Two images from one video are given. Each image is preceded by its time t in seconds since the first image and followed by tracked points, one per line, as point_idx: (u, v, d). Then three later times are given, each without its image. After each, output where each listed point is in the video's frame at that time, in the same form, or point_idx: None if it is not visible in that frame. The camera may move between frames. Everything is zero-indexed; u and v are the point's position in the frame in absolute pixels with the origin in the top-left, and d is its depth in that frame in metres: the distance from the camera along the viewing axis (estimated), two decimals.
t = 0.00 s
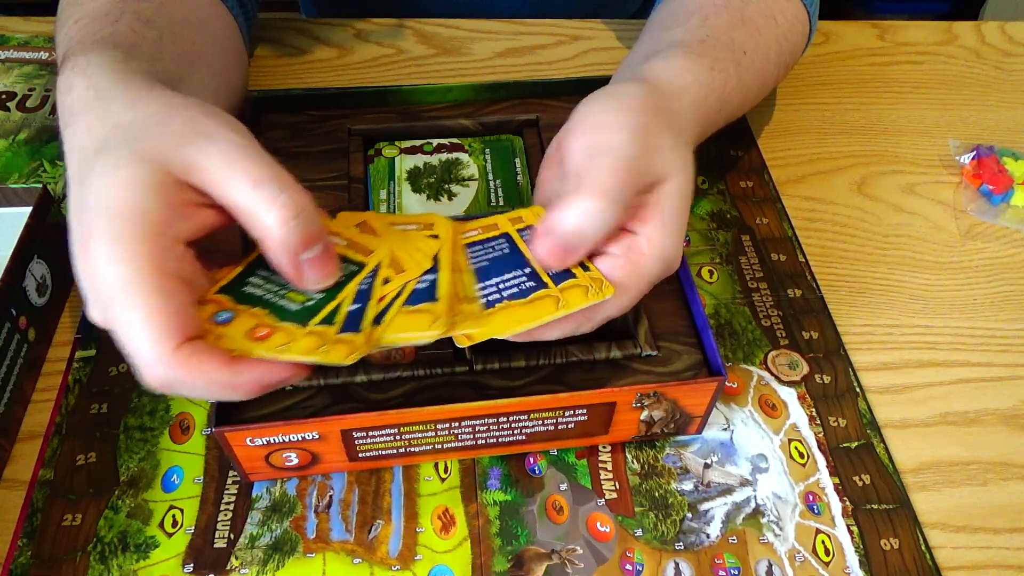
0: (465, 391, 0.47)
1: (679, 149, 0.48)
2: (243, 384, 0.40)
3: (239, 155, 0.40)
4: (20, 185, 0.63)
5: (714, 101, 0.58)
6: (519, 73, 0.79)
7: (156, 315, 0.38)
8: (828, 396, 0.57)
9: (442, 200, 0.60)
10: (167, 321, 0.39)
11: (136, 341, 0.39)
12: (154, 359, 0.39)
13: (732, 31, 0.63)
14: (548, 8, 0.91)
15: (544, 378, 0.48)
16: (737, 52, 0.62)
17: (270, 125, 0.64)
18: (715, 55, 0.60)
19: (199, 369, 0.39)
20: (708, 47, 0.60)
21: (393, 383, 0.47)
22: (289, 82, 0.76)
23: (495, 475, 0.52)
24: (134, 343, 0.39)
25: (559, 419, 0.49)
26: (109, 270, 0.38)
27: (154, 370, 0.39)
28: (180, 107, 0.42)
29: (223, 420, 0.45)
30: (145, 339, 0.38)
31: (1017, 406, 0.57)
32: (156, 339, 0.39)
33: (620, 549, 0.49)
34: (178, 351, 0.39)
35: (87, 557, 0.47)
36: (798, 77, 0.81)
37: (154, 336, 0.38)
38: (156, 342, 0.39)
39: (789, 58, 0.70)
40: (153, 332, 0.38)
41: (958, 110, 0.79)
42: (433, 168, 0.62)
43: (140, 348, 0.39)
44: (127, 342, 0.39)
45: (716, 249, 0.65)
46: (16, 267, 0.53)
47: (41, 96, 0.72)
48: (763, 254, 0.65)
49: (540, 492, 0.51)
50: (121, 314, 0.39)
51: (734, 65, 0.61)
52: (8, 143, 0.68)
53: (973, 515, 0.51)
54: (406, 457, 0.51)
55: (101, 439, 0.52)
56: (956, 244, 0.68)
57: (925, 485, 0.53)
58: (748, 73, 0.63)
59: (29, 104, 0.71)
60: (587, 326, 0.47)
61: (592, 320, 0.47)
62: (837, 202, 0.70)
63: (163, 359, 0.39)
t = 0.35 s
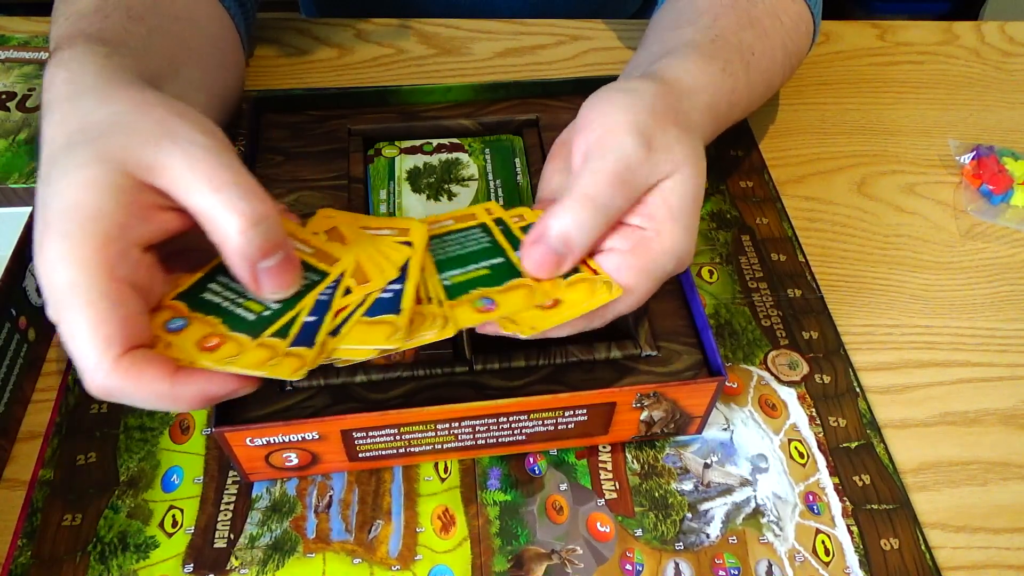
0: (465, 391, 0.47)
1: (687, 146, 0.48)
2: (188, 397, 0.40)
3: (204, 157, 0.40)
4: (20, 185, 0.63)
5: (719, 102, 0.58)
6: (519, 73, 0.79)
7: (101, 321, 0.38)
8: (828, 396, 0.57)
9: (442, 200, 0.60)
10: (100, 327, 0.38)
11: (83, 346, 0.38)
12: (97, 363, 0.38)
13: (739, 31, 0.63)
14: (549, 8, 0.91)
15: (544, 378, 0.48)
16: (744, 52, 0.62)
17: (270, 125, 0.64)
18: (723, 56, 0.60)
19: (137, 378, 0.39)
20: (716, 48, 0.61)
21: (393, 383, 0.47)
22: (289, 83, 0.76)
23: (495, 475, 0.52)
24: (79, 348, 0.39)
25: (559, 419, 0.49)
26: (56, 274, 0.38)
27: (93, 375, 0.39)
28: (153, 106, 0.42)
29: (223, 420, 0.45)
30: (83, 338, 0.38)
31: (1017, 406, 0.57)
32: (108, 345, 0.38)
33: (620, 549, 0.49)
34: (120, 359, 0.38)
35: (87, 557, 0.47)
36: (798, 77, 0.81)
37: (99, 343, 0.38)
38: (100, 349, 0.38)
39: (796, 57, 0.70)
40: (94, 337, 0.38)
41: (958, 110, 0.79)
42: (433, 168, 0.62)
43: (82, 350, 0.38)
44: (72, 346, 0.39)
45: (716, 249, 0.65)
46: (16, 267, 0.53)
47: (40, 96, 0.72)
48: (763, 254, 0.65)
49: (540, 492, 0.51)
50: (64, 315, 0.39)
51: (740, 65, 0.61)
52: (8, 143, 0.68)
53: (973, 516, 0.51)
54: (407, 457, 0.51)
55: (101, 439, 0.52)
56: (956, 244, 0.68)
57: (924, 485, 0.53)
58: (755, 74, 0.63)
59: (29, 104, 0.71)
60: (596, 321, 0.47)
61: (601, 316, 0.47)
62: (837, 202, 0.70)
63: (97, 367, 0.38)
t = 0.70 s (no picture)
0: (464, 391, 0.47)
1: (645, 124, 0.47)
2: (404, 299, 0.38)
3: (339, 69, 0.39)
4: (20, 185, 0.63)
5: (712, 90, 0.57)
6: (519, 73, 0.79)
7: (336, 224, 0.35)
8: (828, 396, 0.57)
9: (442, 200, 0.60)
10: (433, 228, 0.34)
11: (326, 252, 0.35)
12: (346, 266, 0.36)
13: (741, 20, 0.63)
14: (548, 9, 0.91)
15: (544, 378, 0.48)
16: (747, 39, 0.62)
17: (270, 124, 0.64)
18: (726, 41, 0.60)
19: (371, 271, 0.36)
20: (720, 33, 0.60)
21: (392, 383, 0.47)
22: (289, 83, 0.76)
23: (495, 475, 0.52)
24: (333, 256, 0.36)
25: (559, 419, 0.49)
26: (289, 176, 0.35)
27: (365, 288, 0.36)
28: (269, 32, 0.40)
29: (223, 420, 0.45)
30: (338, 257, 0.35)
31: (1017, 406, 0.57)
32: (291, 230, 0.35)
33: (620, 548, 0.49)
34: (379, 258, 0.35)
35: (87, 557, 0.47)
36: (798, 76, 0.81)
37: (349, 241, 0.35)
38: (349, 244, 0.35)
39: (792, 50, 0.70)
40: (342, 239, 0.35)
41: (958, 109, 0.79)
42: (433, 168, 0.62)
43: (352, 266, 0.35)
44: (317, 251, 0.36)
45: (716, 249, 0.65)
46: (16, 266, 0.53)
47: (41, 96, 0.73)
48: (762, 254, 0.65)
49: (540, 492, 0.51)
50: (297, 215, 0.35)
51: (740, 54, 0.61)
52: (8, 142, 0.68)
53: (972, 516, 0.51)
54: (406, 457, 0.51)
55: (101, 438, 0.52)
56: (956, 244, 0.68)
57: (924, 485, 0.53)
58: (756, 62, 0.63)
59: (29, 104, 0.72)
60: (554, 315, 0.45)
61: (560, 306, 0.45)
62: (837, 202, 0.70)
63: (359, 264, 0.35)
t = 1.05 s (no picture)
0: (464, 391, 0.47)
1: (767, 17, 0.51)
2: (495, 178, 0.31)
3: None
4: (20, 184, 0.63)
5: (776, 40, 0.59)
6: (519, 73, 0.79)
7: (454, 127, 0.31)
8: (828, 396, 0.56)
9: (442, 200, 0.60)
10: (632, 71, 0.28)
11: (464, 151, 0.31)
12: (551, 160, 0.29)
13: None
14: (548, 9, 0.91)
15: (544, 378, 0.48)
16: None
17: (270, 124, 0.65)
18: None
19: (617, 191, 0.29)
20: None
21: (392, 384, 0.47)
22: (289, 82, 0.76)
23: (495, 475, 0.52)
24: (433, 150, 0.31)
25: (559, 419, 0.49)
26: None
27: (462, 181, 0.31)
28: None
29: (223, 420, 0.45)
30: (531, 113, 0.28)
31: (1017, 405, 0.57)
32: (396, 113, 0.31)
33: (620, 549, 0.49)
34: (601, 162, 0.29)
35: (87, 557, 0.47)
36: (798, 76, 0.81)
37: (456, 138, 0.30)
38: (457, 143, 0.30)
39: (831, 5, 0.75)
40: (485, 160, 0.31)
41: (959, 109, 0.79)
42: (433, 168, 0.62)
43: (449, 170, 0.31)
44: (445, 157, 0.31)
45: (716, 248, 0.65)
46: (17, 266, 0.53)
47: (41, 96, 0.73)
48: (763, 254, 0.65)
49: (540, 492, 0.51)
50: (455, 62, 0.29)
51: None
52: (8, 142, 0.69)
53: (972, 516, 0.51)
54: (407, 457, 0.51)
55: (101, 438, 0.52)
56: (957, 244, 0.68)
57: (924, 485, 0.53)
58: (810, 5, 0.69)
59: (29, 104, 0.72)
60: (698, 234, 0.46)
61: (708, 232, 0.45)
62: (837, 202, 0.70)
63: (453, 161, 0.30)
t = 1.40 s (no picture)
0: (464, 391, 0.47)
1: None
2: (554, 107, 0.28)
3: None
4: (21, 184, 0.63)
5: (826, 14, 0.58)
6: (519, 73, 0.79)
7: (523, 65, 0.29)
8: (828, 396, 0.56)
9: (442, 200, 0.60)
10: None
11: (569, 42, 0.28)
12: (637, 49, 0.26)
13: None
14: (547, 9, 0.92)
15: (544, 378, 0.48)
16: None
17: (270, 124, 0.65)
18: None
19: (711, 78, 0.25)
20: None
21: (392, 384, 0.47)
22: (289, 82, 0.76)
23: (495, 475, 0.52)
24: (489, 84, 0.29)
25: (559, 419, 0.49)
26: None
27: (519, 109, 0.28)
28: None
29: (223, 420, 0.45)
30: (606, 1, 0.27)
31: (1017, 405, 0.57)
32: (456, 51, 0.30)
33: (620, 548, 0.49)
34: (690, 47, 0.26)
35: (87, 557, 0.47)
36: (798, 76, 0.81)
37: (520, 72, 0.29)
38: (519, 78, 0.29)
39: None
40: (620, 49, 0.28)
41: (959, 109, 0.79)
42: (433, 168, 0.62)
43: (510, 104, 0.28)
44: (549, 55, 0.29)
45: (716, 248, 0.65)
46: (17, 266, 0.53)
47: (41, 96, 0.73)
48: (763, 254, 0.65)
49: (540, 491, 0.51)
50: None
51: None
52: (8, 142, 0.69)
53: (973, 516, 0.51)
54: (406, 457, 0.51)
55: (101, 438, 0.52)
56: (956, 244, 0.68)
57: (925, 485, 0.53)
58: None
59: (29, 104, 0.72)
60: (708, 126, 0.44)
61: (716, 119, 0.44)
62: (837, 202, 0.70)
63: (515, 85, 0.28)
